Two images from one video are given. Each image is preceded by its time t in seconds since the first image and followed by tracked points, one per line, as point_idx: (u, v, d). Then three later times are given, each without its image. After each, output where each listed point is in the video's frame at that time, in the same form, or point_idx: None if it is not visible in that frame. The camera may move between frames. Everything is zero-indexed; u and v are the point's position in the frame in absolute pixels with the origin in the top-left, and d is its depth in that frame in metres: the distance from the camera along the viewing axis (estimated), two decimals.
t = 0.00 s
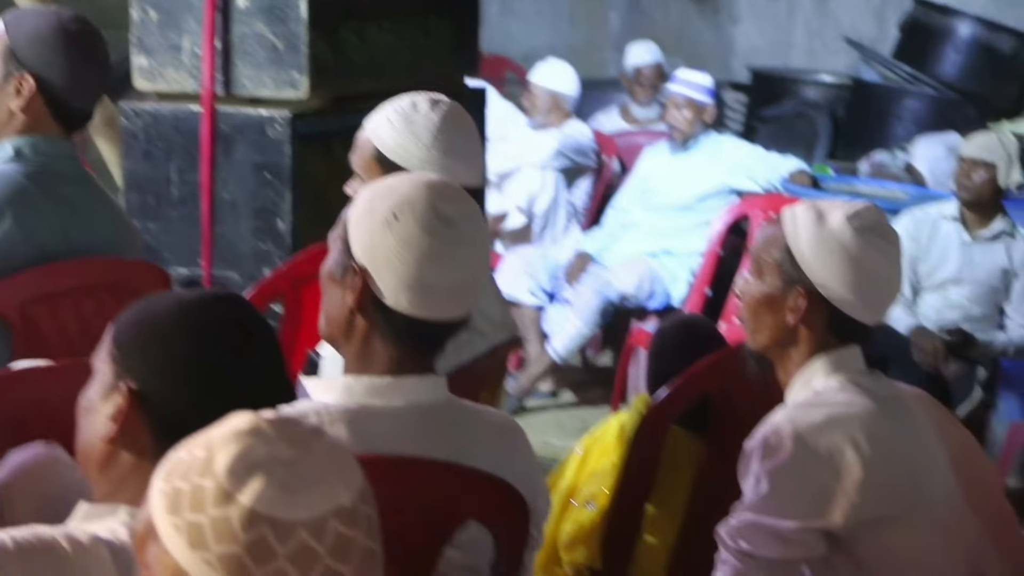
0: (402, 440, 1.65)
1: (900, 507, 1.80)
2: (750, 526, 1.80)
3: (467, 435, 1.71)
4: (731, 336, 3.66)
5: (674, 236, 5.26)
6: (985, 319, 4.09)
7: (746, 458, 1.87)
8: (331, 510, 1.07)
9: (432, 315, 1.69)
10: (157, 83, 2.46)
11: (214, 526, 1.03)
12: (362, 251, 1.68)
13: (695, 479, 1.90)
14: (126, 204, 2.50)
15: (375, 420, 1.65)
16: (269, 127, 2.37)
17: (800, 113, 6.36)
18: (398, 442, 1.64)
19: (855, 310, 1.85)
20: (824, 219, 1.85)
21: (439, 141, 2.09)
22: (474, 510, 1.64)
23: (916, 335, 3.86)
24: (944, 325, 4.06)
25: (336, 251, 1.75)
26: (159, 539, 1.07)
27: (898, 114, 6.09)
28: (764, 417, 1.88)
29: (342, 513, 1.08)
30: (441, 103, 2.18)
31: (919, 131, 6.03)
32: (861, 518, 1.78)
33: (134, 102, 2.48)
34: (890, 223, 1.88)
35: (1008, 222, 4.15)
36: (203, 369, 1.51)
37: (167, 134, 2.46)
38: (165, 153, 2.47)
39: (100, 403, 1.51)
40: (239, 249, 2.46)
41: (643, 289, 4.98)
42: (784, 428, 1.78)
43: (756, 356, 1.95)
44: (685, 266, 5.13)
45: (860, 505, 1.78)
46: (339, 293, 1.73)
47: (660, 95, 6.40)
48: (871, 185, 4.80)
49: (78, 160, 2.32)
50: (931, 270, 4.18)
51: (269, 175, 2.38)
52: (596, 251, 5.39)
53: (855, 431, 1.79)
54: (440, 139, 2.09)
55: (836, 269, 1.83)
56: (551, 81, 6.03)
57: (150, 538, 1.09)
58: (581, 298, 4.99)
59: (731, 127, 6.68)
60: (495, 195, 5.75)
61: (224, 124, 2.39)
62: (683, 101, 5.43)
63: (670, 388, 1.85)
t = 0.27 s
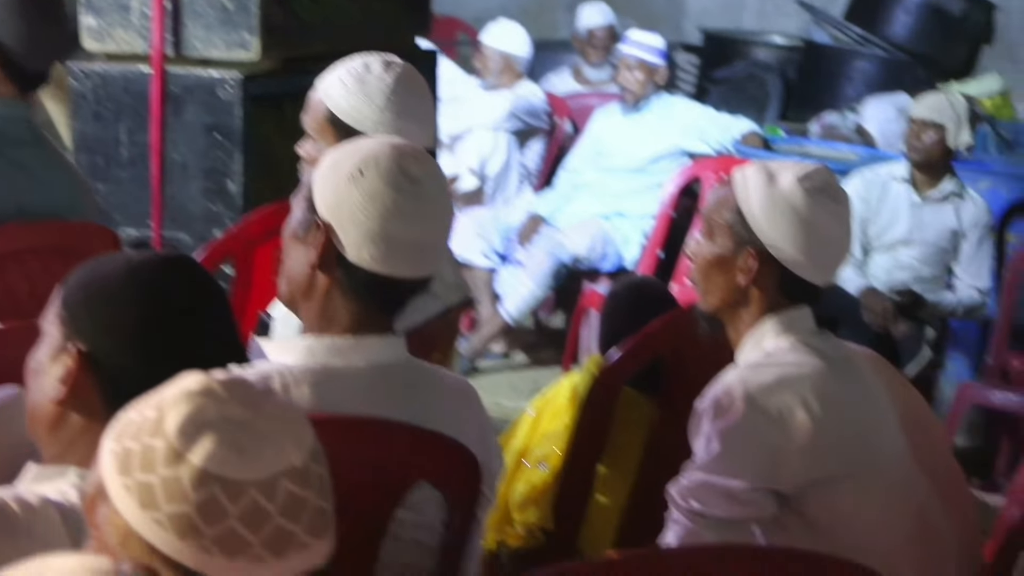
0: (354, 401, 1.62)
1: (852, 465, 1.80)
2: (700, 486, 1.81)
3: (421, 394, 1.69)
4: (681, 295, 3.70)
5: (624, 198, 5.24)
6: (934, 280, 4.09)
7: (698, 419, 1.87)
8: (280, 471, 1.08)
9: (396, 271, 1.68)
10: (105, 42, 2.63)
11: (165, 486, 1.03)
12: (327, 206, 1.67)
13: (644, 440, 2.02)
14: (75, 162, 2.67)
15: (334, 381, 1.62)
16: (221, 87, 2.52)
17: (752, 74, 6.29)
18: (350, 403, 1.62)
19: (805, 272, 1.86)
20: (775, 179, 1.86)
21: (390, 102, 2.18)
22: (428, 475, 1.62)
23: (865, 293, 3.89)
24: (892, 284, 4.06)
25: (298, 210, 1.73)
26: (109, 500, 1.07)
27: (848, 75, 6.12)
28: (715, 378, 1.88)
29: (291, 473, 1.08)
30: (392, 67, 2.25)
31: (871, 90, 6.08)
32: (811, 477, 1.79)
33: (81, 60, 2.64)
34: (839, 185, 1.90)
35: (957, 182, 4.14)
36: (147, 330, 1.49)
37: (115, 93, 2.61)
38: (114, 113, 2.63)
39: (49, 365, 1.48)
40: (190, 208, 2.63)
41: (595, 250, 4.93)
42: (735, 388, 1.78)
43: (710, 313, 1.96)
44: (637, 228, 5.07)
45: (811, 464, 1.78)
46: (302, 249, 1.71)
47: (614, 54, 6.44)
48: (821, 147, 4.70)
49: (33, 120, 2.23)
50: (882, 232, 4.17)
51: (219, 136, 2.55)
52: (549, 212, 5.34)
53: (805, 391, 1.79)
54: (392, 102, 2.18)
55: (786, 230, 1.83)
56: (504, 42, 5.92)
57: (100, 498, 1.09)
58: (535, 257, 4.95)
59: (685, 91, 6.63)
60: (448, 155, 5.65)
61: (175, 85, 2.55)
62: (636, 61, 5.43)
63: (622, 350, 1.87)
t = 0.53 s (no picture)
0: (356, 352, 1.66)
1: (826, 429, 1.79)
2: (674, 448, 1.76)
3: (402, 358, 1.71)
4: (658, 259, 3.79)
5: (599, 160, 5.22)
6: (909, 243, 4.10)
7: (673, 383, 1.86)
8: (260, 433, 1.01)
9: (384, 224, 1.70)
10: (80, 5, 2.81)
11: (143, 446, 0.97)
12: (314, 160, 1.69)
13: (621, 405, 2.21)
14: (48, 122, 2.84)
15: (330, 331, 1.65)
16: (193, 48, 2.72)
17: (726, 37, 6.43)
18: (349, 355, 1.65)
19: (778, 235, 1.86)
20: (750, 142, 1.88)
21: (363, 64, 2.19)
22: (398, 432, 1.60)
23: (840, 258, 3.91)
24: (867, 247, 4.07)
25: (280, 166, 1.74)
26: (86, 461, 1.00)
27: (823, 39, 6.32)
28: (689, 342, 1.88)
29: (273, 436, 1.02)
30: (367, 28, 2.26)
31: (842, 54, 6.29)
32: (786, 443, 1.79)
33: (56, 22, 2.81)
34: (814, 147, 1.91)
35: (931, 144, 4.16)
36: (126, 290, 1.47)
37: (87, 51, 2.81)
38: (87, 74, 2.83)
39: (25, 325, 1.45)
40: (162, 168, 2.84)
41: (570, 215, 4.93)
42: (712, 349, 1.78)
43: (683, 279, 1.96)
44: (611, 191, 5.06)
45: (788, 429, 1.78)
46: (285, 204, 1.71)
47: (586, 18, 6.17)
48: (797, 107, 4.62)
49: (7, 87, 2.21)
50: (857, 194, 4.19)
51: (194, 97, 2.74)
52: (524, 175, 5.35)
53: (781, 352, 1.80)
54: (367, 62, 2.20)
55: (761, 193, 1.84)
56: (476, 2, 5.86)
57: (76, 460, 1.01)
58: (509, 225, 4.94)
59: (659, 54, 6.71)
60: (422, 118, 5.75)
61: (149, 46, 2.75)
62: (611, 23, 5.32)
63: (596, 313, 2.14)
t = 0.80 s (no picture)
0: (364, 354, 1.66)
1: (828, 426, 1.79)
2: (675, 447, 1.77)
3: (408, 359, 1.70)
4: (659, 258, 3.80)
5: (601, 157, 5.25)
6: (911, 241, 4.11)
7: (676, 383, 1.86)
8: (265, 429, 1.01)
9: (380, 208, 1.70)
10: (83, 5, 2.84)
11: (149, 441, 0.97)
12: (305, 155, 1.72)
13: (623, 401, 2.22)
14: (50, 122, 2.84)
15: (334, 329, 1.64)
16: (195, 46, 2.71)
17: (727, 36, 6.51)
18: (359, 358, 1.65)
19: (779, 232, 1.86)
20: (753, 140, 1.87)
21: (366, 62, 2.19)
22: (406, 434, 1.60)
23: (842, 257, 3.99)
24: (870, 246, 4.10)
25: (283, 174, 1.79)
26: (91, 457, 1.00)
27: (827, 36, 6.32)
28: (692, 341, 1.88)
29: (276, 431, 1.02)
30: (370, 27, 2.26)
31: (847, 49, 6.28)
32: (788, 440, 1.79)
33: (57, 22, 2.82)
34: (818, 144, 1.91)
35: (935, 142, 4.12)
36: (124, 291, 1.46)
37: (87, 51, 2.82)
38: (89, 72, 2.84)
39: (28, 324, 1.46)
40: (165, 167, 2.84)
41: (572, 213, 5.00)
42: (713, 347, 1.78)
43: (686, 276, 1.96)
44: (613, 188, 5.11)
45: (789, 427, 1.78)
46: (285, 207, 1.73)
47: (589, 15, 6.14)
48: (799, 105, 4.62)
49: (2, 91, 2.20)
50: (858, 193, 4.19)
51: (196, 95, 2.74)
52: (527, 173, 5.38)
53: (783, 351, 1.79)
54: (369, 60, 2.19)
55: (764, 189, 1.84)
56: None
57: (81, 456, 1.02)
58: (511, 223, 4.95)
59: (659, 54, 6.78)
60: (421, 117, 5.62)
61: (150, 45, 2.76)
62: (613, 22, 5.32)
63: (598, 312, 2.14)
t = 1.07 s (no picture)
0: (351, 352, 1.66)
1: (829, 429, 1.79)
2: (677, 450, 1.78)
3: (398, 356, 1.71)
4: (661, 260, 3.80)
5: (602, 161, 5.20)
6: (912, 244, 4.12)
7: (677, 387, 1.86)
8: (268, 427, 1.01)
9: (367, 208, 1.70)
10: (85, 10, 2.85)
11: (153, 438, 0.97)
12: (291, 158, 1.72)
13: (625, 404, 2.22)
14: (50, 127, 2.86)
15: (320, 333, 1.64)
16: (196, 50, 2.72)
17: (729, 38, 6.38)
18: (346, 357, 1.65)
19: (787, 238, 1.86)
20: (754, 143, 1.88)
21: (367, 66, 2.19)
22: (406, 433, 1.61)
23: (844, 262, 3.89)
24: (872, 249, 4.09)
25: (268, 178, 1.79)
26: (96, 456, 1.00)
27: (826, 40, 6.45)
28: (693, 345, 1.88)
29: (279, 430, 1.02)
30: (370, 30, 2.26)
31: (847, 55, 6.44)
32: (789, 442, 1.79)
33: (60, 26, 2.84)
34: (818, 146, 1.91)
35: (936, 145, 4.14)
36: (126, 296, 1.47)
37: (89, 56, 2.83)
38: (91, 76, 2.85)
39: (29, 329, 1.45)
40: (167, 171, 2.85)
41: (573, 217, 4.92)
42: (714, 352, 1.78)
43: (687, 279, 1.95)
44: (614, 192, 5.06)
45: (790, 429, 1.78)
46: (272, 209, 1.73)
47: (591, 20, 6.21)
48: (800, 109, 4.62)
49: None
50: (859, 196, 4.19)
51: (197, 99, 2.74)
52: (527, 176, 5.35)
53: (784, 353, 1.79)
54: (370, 64, 2.20)
55: (765, 193, 1.84)
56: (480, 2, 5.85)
57: (86, 456, 1.02)
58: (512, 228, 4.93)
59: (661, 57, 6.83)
60: (425, 121, 5.79)
61: (151, 48, 2.76)
62: (614, 25, 5.35)
63: (598, 316, 2.13)
